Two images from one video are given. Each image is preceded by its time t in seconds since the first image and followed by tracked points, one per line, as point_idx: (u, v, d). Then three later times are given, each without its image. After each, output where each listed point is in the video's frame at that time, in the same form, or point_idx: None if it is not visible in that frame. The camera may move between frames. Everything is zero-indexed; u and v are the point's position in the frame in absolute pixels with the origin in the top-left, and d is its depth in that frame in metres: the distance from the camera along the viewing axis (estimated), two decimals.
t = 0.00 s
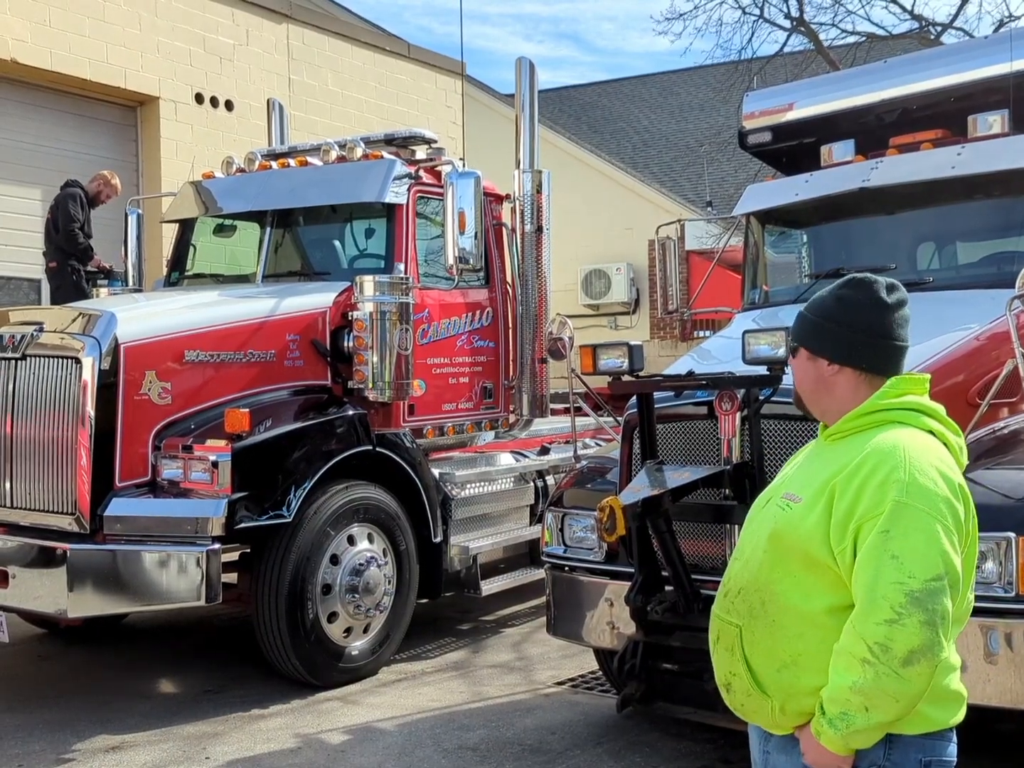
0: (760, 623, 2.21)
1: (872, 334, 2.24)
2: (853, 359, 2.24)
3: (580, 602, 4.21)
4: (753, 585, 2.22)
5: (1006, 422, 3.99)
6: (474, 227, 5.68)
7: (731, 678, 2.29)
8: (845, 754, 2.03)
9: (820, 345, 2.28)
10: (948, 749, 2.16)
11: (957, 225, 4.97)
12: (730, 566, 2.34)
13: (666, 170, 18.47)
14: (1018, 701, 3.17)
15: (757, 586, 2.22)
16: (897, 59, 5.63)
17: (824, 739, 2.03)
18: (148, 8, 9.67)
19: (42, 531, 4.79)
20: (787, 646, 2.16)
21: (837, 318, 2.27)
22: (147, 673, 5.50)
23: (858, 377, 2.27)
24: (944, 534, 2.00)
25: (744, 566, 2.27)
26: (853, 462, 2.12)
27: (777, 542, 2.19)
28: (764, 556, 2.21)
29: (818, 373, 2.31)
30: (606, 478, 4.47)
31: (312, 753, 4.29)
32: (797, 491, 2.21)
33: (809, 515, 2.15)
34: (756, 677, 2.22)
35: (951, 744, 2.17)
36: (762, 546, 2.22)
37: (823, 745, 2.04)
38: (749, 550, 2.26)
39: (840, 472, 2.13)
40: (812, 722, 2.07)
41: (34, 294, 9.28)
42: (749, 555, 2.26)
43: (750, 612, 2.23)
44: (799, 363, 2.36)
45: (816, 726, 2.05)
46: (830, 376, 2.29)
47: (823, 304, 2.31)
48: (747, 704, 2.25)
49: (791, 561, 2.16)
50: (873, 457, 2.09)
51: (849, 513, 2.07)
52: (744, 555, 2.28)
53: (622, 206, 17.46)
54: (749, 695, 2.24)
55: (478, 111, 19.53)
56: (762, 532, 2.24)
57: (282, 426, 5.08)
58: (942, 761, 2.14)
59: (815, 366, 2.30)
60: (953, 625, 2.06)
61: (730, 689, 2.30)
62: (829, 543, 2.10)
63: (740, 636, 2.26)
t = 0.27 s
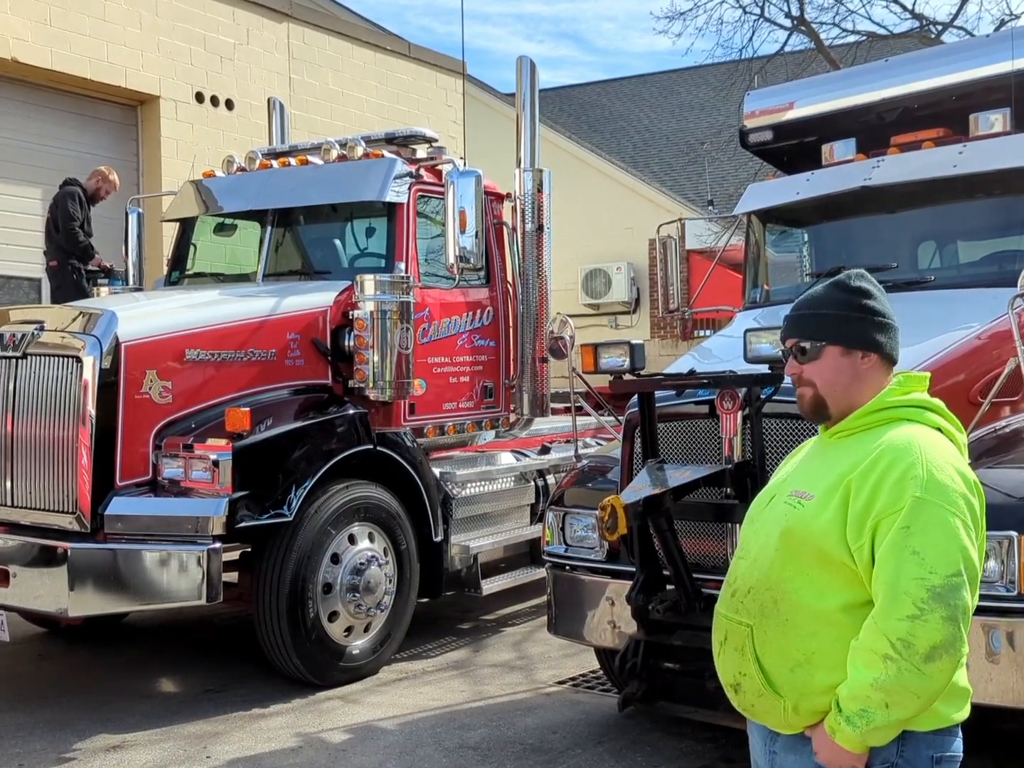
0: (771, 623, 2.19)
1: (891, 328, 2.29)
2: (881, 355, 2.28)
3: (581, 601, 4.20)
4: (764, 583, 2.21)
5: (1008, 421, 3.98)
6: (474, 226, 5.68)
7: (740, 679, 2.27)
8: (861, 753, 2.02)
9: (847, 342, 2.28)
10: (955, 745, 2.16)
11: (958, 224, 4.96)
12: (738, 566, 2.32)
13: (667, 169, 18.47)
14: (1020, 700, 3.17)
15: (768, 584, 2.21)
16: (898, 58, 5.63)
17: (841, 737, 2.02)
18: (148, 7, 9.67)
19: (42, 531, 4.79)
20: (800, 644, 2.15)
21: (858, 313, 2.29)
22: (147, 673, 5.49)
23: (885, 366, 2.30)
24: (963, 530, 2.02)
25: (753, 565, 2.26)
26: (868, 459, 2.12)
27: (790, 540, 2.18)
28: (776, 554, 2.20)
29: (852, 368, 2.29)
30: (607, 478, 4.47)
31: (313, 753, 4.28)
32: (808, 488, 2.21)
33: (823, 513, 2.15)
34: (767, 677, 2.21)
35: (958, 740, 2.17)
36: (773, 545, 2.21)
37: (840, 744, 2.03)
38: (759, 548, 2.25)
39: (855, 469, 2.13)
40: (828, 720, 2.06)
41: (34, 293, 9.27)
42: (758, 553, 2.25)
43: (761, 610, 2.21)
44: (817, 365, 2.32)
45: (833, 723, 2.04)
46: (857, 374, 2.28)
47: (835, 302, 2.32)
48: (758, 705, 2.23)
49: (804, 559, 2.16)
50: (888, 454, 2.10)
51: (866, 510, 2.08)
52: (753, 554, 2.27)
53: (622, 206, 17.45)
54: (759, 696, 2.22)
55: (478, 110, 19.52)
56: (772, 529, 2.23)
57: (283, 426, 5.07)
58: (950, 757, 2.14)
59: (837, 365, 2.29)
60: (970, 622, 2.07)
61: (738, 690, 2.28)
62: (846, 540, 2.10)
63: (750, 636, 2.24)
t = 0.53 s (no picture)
0: (789, 625, 2.18)
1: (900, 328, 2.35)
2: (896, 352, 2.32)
3: (582, 601, 4.20)
4: (780, 585, 2.20)
5: (1010, 422, 3.98)
6: (476, 226, 5.68)
7: (756, 683, 2.25)
8: (884, 753, 2.01)
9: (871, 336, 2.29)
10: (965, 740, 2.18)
11: (960, 224, 4.96)
12: (748, 570, 2.31)
13: (668, 169, 18.47)
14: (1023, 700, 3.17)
15: (784, 586, 2.19)
16: (900, 58, 5.63)
17: (864, 737, 2.01)
18: (150, 7, 9.67)
19: (44, 531, 4.79)
20: (819, 646, 2.13)
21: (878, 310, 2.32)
22: (148, 673, 5.49)
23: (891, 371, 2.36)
24: (985, 526, 2.03)
25: (766, 568, 2.24)
26: (885, 457, 2.13)
27: (806, 541, 2.17)
28: (790, 556, 2.19)
29: (873, 365, 2.30)
30: (609, 478, 4.46)
31: (314, 753, 4.28)
32: (820, 489, 2.21)
33: (839, 512, 2.14)
34: (785, 680, 2.18)
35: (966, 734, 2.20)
36: (787, 546, 2.20)
37: (864, 744, 2.02)
38: (771, 550, 2.24)
39: (871, 468, 2.13)
40: (852, 721, 2.04)
41: (35, 293, 9.27)
42: (771, 555, 2.24)
43: (778, 613, 2.20)
44: (842, 357, 2.31)
45: (857, 723, 2.03)
46: (876, 368, 2.31)
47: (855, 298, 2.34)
48: (775, 710, 2.21)
49: (822, 560, 2.15)
50: (906, 453, 2.10)
51: (886, 509, 2.08)
52: (764, 557, 2.26)
53: (623, 206, 17.45)
54: (778, 700, 2.20)
55: (479, 110, 19.52)
56: (785, 531, 2.22)
57: (284, 426, 5.07)
58: (962, 752, 2.16)
59: (858, 358, 2.30)
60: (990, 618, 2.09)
61: (753, 695, 2.26)
62: (866, 539, 2.10)
63: (767, 640, 2.22)
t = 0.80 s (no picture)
0: (810, 630, 2.16)
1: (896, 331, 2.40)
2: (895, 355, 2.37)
3: (583, 601, 4.20)
4: (799, 590, 2.18)
5: (1011, 422, 3.98)
6: (476, 226, 5.68)
7: (775, 691, 2.22)
8: (909, 752, 2.01)
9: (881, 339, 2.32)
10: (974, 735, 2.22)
11: (961, 225, 4.96)
12: (758, 576, 2.29)
13: (668, 169, 18.47)
14: None
15: (803, 590, 2.17)
16: (901, 58, 5.63)
17: (890, 737, 2.01)
18: (150, 7, 9.67)
19: (44, 532, 4.79)
20: (842, 649, 2.12)
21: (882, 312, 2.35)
22: (149, 673, 5.49)
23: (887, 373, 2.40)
24: (1004, 522, 2.05)
25: (781, 573, 2.22)
26: (900, 457, 2.13)
27: (824, 543, 2.16)
28: (808, 559, 2.17)
29: (881, 365, 2.32)
30: (610, 478, 4.46)
31: (315, 753, 4.28)
32: (834, 492, 2.20)
33: (857, 514, 2.14)
34: (807, 686, 2.16)
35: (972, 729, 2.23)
36: (804, 550, 2.18)
37: (891, 744, 2.01)
38: (785, 554, 2.22)
39: (887, 468, 2.14)
40: (878, 721, 2.03)
41: (36, 294, 9.27)
42: (786, 560, 2.22)
43: (798, 618, 2.18)
44: (856, 357, 2.31)
45: (885, 725, 2.02)
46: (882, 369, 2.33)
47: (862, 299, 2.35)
48: (797, 717, 2.18)
49: (841, 562, 2.14)
50: (923, 452, 2.11)
51: (907, 508, 2.08)
52: (778, 562, 2.24)
53: (623, 206, 17.45)
54: (800, 707, 2.17)
55: (479, 111, 19.52)
56: (801, 535, 2.20)
57: (284, 426, 5.06)
58: (971, 747, 2.19)
59: (869, 360, 2.31)
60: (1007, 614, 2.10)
61: (772, 703, 2.23)
62: (887, 539, 2.09)
63: (787, 646, 2.20)
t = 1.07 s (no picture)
0: (827, 634, 2.14)
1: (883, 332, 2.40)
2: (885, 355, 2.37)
3: (583, 601, 4.20)
4: (813, 594, 2.16)
5: (1010, 422, 3.98)
6: (476, 226, 5.68)
7: (790, 698, 2.19)
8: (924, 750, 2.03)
9: (873, 339, 2.32)
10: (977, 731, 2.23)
11: (961, 224, 4.96)
12: (765, 581, 2.25)
13: (668, 169, 18.47)
14: None
15: (818, 594, 2.15)
16: (901, 58, 5.62)
17: (908, 736, 2.02)
18: (149, 7, 9.67)
19: (44, 531, 4.79)
20: (859, 652, 2.11)
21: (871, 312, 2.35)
22: (149, 673, 5.49)
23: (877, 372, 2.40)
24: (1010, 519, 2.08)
25: (792, 578, 2.19)
26: (908, 458, 2.14)
27: (837, 547, 2.14)
28: (822, 563, 2.15)
29: (875, 364, 2.32)
30: (609, 478, 4.45)
31: (315, 753, 4.28)
32: (842, 494, 2.19)
33: (869, 517, 2.13)
34: (825, 692, 2.14)
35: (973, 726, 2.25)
36: (816, 554, 2.16)
37: (909, 743, 2.02)
38: (795, 558, 2.20)
39: (896, 469, 2.14)
40: (899, 722, 2.03)
41: (35, 294, 9.27)
42: (796, 564, 2.19)
43: (814, 623, 2.15)
44: (852, 358, 2.29)
45: (910, 725, 2.02)
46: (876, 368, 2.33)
47: (850, 302, 2.35)
48: (814, 723, 2.16)
49: (856, 564, 2.12)
50: (932, 453, 2.12)
51: (920, 509, 2.08)
52: (788, 567, 2.21)
53: (623, 206, 17.45)
54: (818, 713, 2.14)
55: (479, 110, 19.52)
56: (812, 539, 2.18)
57: (284, 426, 5.06)
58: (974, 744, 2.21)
59: (864, 360, 2.30)
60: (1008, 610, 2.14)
61: (788, 711, 2.20)
62: (901, 540, 2.09)
63: (804, 652, 2.17)
